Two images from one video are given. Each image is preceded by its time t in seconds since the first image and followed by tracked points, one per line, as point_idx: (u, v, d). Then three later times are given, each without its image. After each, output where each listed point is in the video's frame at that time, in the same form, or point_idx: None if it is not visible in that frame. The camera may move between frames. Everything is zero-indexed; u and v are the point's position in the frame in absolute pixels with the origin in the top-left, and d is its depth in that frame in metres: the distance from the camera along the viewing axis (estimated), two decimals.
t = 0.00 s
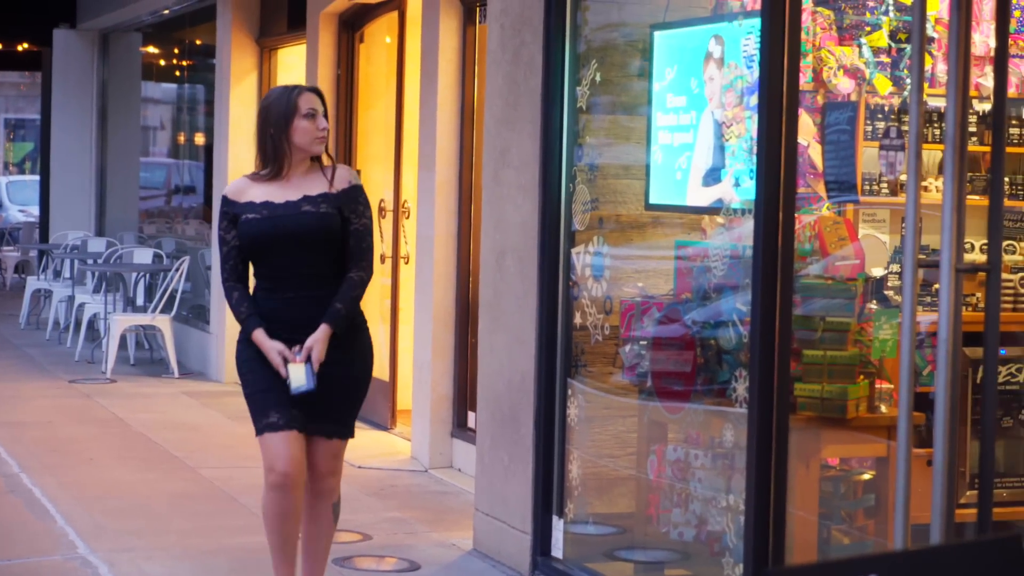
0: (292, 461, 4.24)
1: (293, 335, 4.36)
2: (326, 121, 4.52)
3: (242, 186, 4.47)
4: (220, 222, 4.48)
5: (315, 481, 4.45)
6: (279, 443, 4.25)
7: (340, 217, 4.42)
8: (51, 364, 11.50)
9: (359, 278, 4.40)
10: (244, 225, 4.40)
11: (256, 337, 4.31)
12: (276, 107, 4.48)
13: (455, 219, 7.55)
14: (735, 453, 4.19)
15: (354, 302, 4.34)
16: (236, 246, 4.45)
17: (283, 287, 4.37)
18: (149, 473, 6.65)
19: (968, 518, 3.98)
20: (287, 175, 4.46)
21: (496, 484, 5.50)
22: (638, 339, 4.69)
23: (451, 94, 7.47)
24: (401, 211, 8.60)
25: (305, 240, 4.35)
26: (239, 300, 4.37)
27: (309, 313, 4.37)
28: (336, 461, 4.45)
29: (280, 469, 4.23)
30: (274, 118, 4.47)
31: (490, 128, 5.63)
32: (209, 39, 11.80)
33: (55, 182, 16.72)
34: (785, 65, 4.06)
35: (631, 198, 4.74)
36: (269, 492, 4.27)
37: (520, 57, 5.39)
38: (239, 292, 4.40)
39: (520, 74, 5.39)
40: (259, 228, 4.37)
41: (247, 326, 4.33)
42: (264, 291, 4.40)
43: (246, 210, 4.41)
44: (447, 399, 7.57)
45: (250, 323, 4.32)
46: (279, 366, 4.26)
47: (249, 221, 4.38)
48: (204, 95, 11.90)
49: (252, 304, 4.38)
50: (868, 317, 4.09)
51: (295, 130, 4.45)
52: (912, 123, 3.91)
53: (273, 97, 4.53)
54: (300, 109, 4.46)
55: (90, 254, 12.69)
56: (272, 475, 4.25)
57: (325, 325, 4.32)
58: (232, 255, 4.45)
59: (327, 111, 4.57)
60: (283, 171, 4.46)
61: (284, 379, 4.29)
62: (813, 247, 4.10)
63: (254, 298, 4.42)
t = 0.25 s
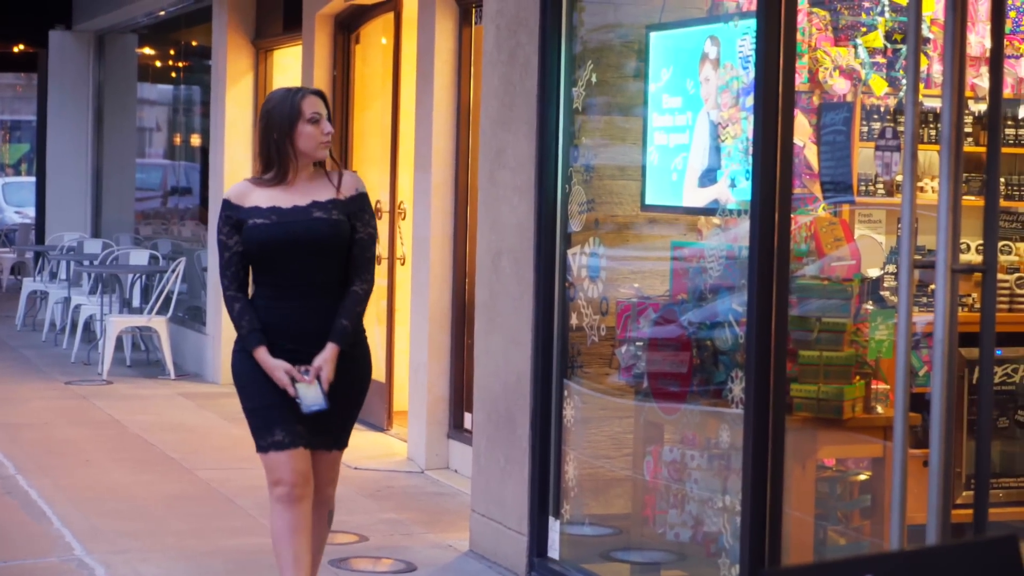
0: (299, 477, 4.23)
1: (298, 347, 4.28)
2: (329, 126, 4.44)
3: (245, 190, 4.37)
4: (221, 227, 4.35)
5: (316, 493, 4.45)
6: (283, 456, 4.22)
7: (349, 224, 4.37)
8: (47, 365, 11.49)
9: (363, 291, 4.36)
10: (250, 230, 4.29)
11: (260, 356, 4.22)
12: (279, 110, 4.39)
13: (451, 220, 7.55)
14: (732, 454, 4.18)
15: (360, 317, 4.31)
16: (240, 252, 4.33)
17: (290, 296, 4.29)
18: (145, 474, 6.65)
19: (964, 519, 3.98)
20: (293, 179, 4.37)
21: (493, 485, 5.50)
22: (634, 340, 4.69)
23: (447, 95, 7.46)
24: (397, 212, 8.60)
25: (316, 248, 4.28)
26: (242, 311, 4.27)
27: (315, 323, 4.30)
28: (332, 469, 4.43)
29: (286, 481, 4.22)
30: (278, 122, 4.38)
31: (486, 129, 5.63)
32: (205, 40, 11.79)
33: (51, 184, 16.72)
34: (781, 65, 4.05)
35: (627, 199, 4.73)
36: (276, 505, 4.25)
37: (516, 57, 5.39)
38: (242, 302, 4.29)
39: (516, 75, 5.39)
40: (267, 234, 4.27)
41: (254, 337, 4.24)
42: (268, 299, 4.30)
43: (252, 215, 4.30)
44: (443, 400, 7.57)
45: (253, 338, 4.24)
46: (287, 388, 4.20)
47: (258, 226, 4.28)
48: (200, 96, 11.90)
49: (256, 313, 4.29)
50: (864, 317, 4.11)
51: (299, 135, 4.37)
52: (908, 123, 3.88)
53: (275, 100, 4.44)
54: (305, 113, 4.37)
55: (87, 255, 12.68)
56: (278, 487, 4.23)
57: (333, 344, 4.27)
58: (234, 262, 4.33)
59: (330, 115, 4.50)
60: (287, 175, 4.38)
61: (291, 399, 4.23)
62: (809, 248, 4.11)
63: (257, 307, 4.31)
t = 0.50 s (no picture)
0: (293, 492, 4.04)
1: (306, 359, 4.07)
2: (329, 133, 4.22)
3: (247, 202, 4.12)
4: (226, 235, 4.07)
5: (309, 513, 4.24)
6: (281, 469, 4.03)
7: (359, 234, 4.18)
8: (43, 367, 11.48)
9: (371, 303, 4.19)
10: (261, 238, 4.04)
11: (273, 368, 3.98)
12: (277, 118, 4.16)
13: (447, 221, 7.55)
14: (727, 455, 4.19)
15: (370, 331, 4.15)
16: (247, 261, 4.06)
17: (301, 307, 4.07)
18: (141, 476, 6.64)
19: (958, 520, 3.98)
20: (296, 189, 4.15)
21: (489, 486, 5.50)
22: (630, 341, 4.69)
23: (443, 96, 7.47)
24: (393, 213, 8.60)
25: (328, 257, 4.08)
26: (252, 323, 4.01)
27: (324, 335, 4.10)
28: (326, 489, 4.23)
29: (281, 496, 4.03)
30: (277, 131, 4.14)
31: (482, 130, 5.63)
32: (201, 41, 11.79)
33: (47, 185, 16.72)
34: (776, 67, 4.09)
35: (622, 200, 4.74)
36: (268, 522, 4.06)
37: (512, 58, 5.39)
38: (251, 314, 4.02)
39: (511, 76, 5.39)
40: (280, 242, 4.03)
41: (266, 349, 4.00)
42: (277, 310, 4.06)
43: (261, 224, 4.06)
44: (439, 402, 7.56)
45: (265, 351, 3.99)
46: (304, 401, 3.97)
47: (269, 234, 4.04)
48: (196, 98, 11.90)
49: (265, 325, 4.04)
50: (859, 318, 4.08)
51: (299, 144, 4.14)
52: (903, 124, 3.87)
53: (271, 107, 4.20)
54: (305, 121, 4.14)
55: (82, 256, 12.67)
56: (273, 502, 4.04)
57: (348, 358, 4.09)
58: (240, 272, 4.04)
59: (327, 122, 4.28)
60: (291, 185, 4.14)
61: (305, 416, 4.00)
62: (805, 249, 4.10)
63: (265, 319, 4.06)
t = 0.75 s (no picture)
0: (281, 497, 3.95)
1: (308, 356, 3.91)
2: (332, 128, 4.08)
3: (250, 191, 3.95)
4: (230, 223, 3.90)
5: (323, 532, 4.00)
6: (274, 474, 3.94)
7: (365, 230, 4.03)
8: (37, 367, 11.46)
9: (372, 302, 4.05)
10: (268, 228, 3.88)
11: (276, 364, 3.83)
12: (281, 109, 4.00)
13: (441, 222, 7.54)
14: (721, 455, 4.20)
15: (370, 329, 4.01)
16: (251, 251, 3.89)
17: (304, 301, 3.90)
18: (135, 476, 6.63)
19: (952, 520, 3.99)
20: (300, 181, 3.99)
21: (483, 486, 5.50)
22: (624, 341, 4.70)
23: (437, 96, 7.47)
24: (387, 214, 8.60)
25: (336, 252, 3.92)
26: (256, 316, 3.84)
27: (325, 331, 3.94)
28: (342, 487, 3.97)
29: (272, 501, 3.96)
30: (281, 121, 3.98)
31: (476, 130, 5.64)
32: (195, 42, 11.79)
33: (41, 185, 16.71)
34: (770, 68, 4.08)
35: (616, 200, 4.74)
36: (261, 527, 3.99)
37: (506, 58, 5.39)
38: (254, 307, 3.84)
39: (506, 76, 5.40)
40: (288, 233, 3.87)
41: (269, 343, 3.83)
42: (280, 303, 3.89)
43: (268, 212, 3.90)
44: (433, 402, 7.57)
45: (267, 346, 3.83)
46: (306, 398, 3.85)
47: (278, 224, 3.88)
48: (190, 98, 11.89)
49: (267, 318, 3.87)
50: (853, 318, 4.08)
51: (303, 136, 3.99)
52: (897, 125, 3.89)
53: (274, 97, 4.04)
54: (310, 112, 4.00)
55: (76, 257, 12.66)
56: (264, 508, 3.98)
57: (348, 354, 3.94)
58: (243, 263, 3.87)
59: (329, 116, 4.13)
60: (295, 176, 3.98)
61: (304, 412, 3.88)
62: (799, 249, 4.11)
63: (266, 312, 3.88)
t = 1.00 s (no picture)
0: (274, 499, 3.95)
1: (301, 356, 3.86)
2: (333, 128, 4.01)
3: (242, 184, 3.89)
4: (221, 220, 3.83)
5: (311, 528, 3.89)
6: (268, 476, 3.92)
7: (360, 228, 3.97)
8: (31, 366, 11.45)
9: (368, 301, 3.99)
10: (260, 226, 3.82)
11: (267, 366, 3.78)
12: (286, 103, 3.93)
13: (435, 221, 7.55)
14: (714, 453, 4.20)
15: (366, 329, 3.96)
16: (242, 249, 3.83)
17: (297, 301, 3.85)
18: (129, 475, 6.63)
19: (944, 517, 3.96)
20: (294, 178, 3.93)
21: (476, 485, 5.50)
22: (617, 339, 4.70)
23: (431, 95, 7.46)
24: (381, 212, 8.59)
25: (329, 251, 3.87)
26: (249, 316, 3.79)
27: (320, 331, 3.89)
28: (333, 486, 3.85)
29: (267, 506, 3.97)
30: (284, 117, 3.91)
31: (469, 128, 5.64)
32: (189, 40, 11.78)
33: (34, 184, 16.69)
34: (762, 67, 4.09)
35: (609, 199, 4.74)
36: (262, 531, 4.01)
37: (499, 57, 5.39)
38: (247, 307, 3.79)
39: (499, 74, 5.40)
40: (280, 231, 3.82)
41: (261, 344, 3.78)
42: (273, 303, 3.83)
43: (261, 209, 3.84)
44: (427, 401, 7.57)
45: (260, 347, 3.78)
46: (297, 400, 3.79)
47: (269, 222, 3.82)
48: (185, 97, 11.89)
49: (260, 318, 3.82)
50: (846, 317, 4.09)
51: (303, 134, 3.92)
52: (890, 123, 3.89)
53: (279, 90, 3.96)
54: (314, 111, 3.93)
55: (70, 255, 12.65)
56: (260, 512, 3.99)
57: (344, 355, 3.91)
58: (235, 261, 3.81)
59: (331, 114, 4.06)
60: (290, 173, 3.92)
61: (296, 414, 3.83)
62: (791, 247, 4.10)
63: (259, 312, 3.83)
